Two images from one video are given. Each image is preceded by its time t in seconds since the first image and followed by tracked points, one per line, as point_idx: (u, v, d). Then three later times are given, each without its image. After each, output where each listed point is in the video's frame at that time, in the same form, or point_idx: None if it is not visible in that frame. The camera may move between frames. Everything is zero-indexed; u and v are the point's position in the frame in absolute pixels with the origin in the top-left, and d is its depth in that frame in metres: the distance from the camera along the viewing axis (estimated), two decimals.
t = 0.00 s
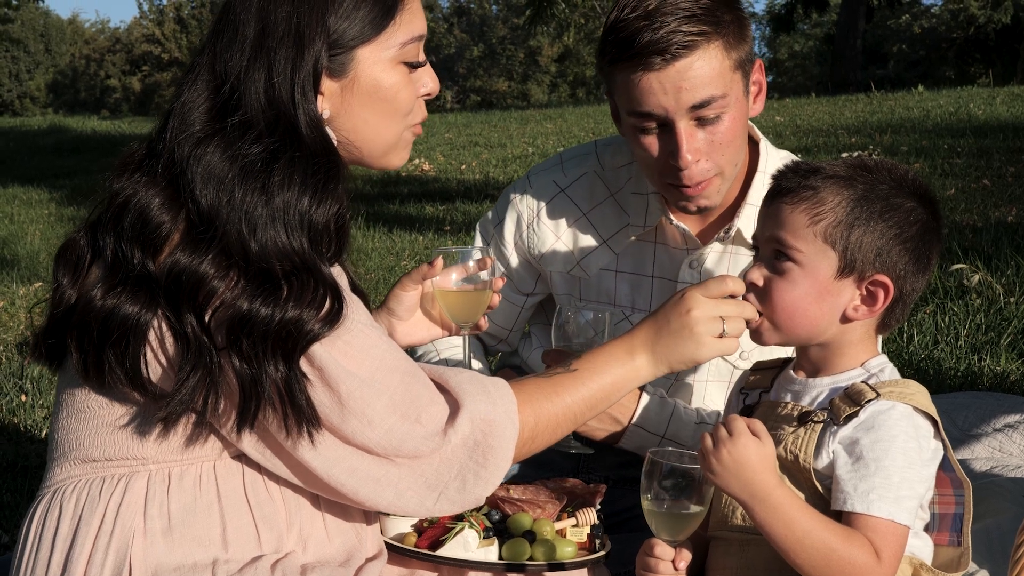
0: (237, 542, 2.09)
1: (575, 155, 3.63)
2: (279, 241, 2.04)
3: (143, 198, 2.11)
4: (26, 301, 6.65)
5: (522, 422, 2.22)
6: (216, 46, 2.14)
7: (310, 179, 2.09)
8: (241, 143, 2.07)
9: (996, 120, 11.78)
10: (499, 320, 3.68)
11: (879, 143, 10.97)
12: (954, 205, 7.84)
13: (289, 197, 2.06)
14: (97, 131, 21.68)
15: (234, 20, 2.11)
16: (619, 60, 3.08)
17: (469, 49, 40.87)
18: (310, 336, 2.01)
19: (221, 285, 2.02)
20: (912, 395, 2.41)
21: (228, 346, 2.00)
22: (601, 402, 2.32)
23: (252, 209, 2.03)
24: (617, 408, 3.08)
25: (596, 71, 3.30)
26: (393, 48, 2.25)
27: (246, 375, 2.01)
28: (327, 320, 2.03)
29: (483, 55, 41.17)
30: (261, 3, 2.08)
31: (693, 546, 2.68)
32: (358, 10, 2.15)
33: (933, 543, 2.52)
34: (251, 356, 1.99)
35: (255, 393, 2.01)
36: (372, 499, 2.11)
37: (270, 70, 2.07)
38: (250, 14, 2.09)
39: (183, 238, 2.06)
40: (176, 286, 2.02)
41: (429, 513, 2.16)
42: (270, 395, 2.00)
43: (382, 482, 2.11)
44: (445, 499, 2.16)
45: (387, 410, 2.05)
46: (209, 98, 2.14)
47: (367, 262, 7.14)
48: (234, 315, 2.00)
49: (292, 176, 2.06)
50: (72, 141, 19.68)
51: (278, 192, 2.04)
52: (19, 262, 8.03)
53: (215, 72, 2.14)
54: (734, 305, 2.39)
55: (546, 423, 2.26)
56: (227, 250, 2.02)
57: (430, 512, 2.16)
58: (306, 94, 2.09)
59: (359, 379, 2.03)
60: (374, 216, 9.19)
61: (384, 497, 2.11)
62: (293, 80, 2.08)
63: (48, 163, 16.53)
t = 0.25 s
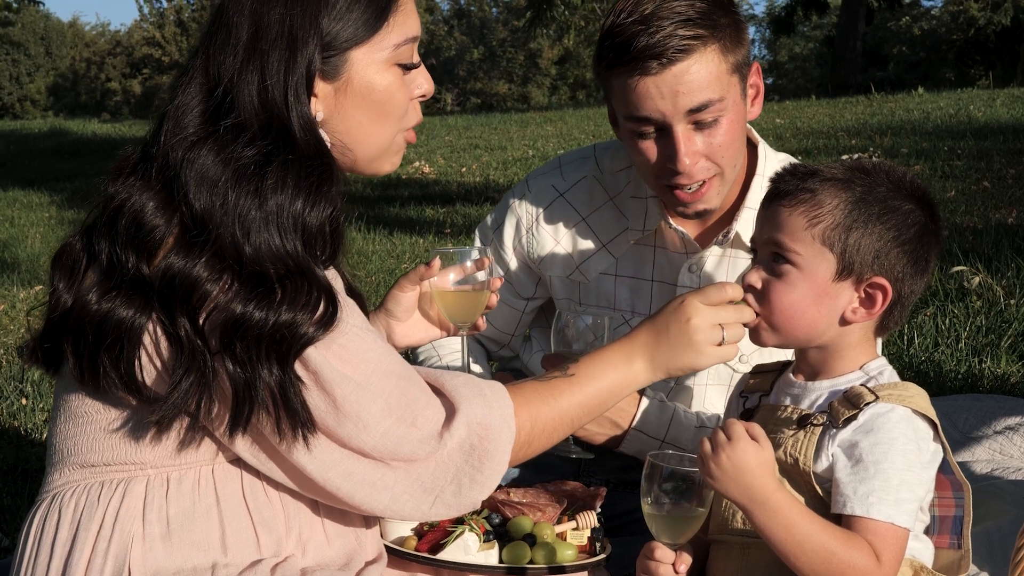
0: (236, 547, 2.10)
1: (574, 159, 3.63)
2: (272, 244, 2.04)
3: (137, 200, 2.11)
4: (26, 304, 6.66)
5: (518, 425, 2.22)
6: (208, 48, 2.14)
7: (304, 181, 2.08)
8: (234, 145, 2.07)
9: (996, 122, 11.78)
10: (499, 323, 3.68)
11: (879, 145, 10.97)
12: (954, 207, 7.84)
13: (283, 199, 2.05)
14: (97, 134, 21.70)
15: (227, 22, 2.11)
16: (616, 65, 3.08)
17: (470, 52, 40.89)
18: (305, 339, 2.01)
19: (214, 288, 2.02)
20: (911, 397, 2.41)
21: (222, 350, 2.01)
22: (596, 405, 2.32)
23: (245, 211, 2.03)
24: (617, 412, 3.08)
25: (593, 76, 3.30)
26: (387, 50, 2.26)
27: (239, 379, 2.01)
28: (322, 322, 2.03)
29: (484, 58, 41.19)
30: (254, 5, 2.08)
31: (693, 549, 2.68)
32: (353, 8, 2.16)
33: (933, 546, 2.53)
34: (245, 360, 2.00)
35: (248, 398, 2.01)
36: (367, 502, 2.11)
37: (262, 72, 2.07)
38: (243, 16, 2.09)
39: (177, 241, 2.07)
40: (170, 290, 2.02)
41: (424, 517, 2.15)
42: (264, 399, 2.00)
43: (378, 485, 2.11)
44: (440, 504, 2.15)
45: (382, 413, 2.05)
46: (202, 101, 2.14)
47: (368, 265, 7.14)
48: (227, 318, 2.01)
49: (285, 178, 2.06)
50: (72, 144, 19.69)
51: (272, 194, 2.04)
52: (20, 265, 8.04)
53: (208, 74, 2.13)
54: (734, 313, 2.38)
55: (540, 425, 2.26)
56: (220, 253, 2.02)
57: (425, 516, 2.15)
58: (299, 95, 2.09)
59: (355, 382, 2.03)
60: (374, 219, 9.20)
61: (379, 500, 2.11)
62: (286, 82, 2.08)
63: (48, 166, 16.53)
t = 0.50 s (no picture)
0: (235, 555, 2.10)
1: (574, 166, 3.64)
2: (263, 251, 2.04)
3: (129, 208, 2.12)
4: (26, 311, 6.66)
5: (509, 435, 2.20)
6: (200, 55, 2.15)
7: (296, 188, 2.08)
8: (226, 152, 2.07)
9: (996, 127, 11.79)
10: (499, 332, 3.68)
11: (879, 150, 10.97)
12: (954, 212, 7.85)
13: (274, 207, 2.06)
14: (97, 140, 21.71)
15: (219, 30, 2.13)
16: (612, 73, 3.10)
17: (469, 58, 40.94)
18: (296, 347, 2.00)
19: (206, 296, 2.02)
20: (909, 404, 2.42)
21: (215, 358, 2.01)
22: (587, 415, 2.30)
23: (235, 217, 2.03)
24: (617, 419, 3.09)
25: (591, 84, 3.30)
26: (379, 56, 2.25)
27: (232, 387, 2.01)
28: (313, 330, 2.02)
29: (483, 63, 41.23)
30: (246, 12, 2.09)
31: (693, 555, 2.68)
32: (346, 13, 2.17)
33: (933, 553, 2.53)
34: (237, 368, 2.00)
35: (241, 406, 2.01)
36: (358, 513, 2.10)
37: (254, 79, 2.08)
38: (235, 24, 2.10)
39: (169, 249, 2.07)
40: (161, 298, 2.03)
41: (415, 529, 2.13)
42: (257, 406, 2.01)
43: (368, 496, 2.10)
44: (431, 516, 2.13)
45: (372, 423, 2.04)
46: (195, 109, 2.14)
47: (367, 270, 7.14)
48: (219, 327, 2.01)
49: (277, 185, 2.06)
50: (72, 150, 19.70)
51: (263, 202, 2.05)
52: (20, 272, 8.04)
53: (200, 81, 2.15)
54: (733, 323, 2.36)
55: (532, 435, 2.24)
56: (212, 260, 2.02)
57: (416, 528, 2.14)
58: (292, 102, 2.10)
59: (345, 391, 2.03)
60: (373, 225, 9.20)
61: (369, 511, 2.10)
62: (278, 89, 2.09)
63: (48, 172, 16.54)
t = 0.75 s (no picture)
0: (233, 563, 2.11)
1: (574, 174, 3.65)
2: (250, 260, 2.03)
3: (120, 216, 2.14)
4: (26, 319, 6.66)
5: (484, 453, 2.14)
6: (191, 63, 2.17)
7: (283, 196, 2.08)
8: (215, 160, 2.08)
9: (994, 134, 11.81)
10: (500, 340, 3.69)
11: (878, 157, 10.99)
12: (953, 219, 7.86)
13: (262, 214, 2.05)
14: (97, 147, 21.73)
15: (210, 38, 2.14)
16: (610, 83, 3.11)
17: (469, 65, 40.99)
18: (282, 358, 1.98)
19: (194, 305, 2.02)
20: (907, 411, 2.42)
21: (202, 367, 2.00)
22: (562, 432, 2.23)
23: (223, 223, 2.03)
24: (617, 425, 3.08)
25: (591, 92, 3.31)
26: (370, 64, 2.26)
27: (219, 397, 1.99)
28: (298, 340, 2.00)
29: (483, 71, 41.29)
30: (237, 20, 2.11)
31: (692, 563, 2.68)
32: (337, 20, 2.18)
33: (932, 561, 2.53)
34: (223, 377, 1.98)
35: (229, 417, 1.99)
36: (334, 533, 2.07)
37: (245, 87, 2.10)
38: (226, 31, 2.12)
39: (158, 258, 2.07)
40: (150, 307, 2.03)
41: (389, 553, 2.10)
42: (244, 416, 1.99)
43: (344, 517, 2.06)
44: (406, 540, 2.10)
45: (351, 443, 2.00)
46: (185, 115, 2.16)
47: (366, 278, 7.14)
48: (206, 336, 2.00)
49: (265, 193, 2.06)
50: (72, 158, 19.71)
51: (251, 210, 2.05)
52: (19, 280, 8.04)
53: (191, 89, 2.16)
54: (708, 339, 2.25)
55: (506, 453, 2.17)
56: (200, 269, 2.02)
57: (391, 552, 2.10)
58: (282, 110, 2.11)
59: (325, 409, 1.99)
60: (373, 233, 9.21)
61: (345, 533, 2.06)
62: (269, 96, 2.10)
63: (48, 180, 16.56)
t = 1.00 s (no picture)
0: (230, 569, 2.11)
1: (573, 179, 3.66)
2: (232, 265, 2.03)
3: (110, 220, 2.14)
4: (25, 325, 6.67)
5: (441, 475, 2.11)
6: (181, 67, 2.19)
7: (268, 201, 2.09)
8: (203, 164, 2.09)
9: (993, 139, 11.82)
10: (499, 345, 3.69)
11: (877, 163, 11.00)
12: (952, 224, 7.87)
13: (246, 219, 2.06)
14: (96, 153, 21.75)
15: (200, 42, 2.17)
16: (609, 87, 3.12)
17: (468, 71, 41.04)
18: (260, 366, 1.96)
19: (178, 310, 2.00)
20: (906, 416, 2.42)
21: (182, 372, 1.98)
22: (516, 450, 2.21)
23: (207, 222, 2.04)
24: (616, 429, 3.10)
25: (590, 97, 3.32)
26: (361, 69, 2.28)
27: (197, 402, 1.97)
28: (276, 348, 1.99)
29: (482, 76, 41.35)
30: (227, 24, 2.13)
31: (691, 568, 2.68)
32: (328, 26, 2.19)
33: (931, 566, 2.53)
34: (203, 381, 1.96)
35: (206, 423, 1.96)
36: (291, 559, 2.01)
37: (233, 92, 2.12)
38: (216, 35, 2.14)
39: (144, 263, 2.07)
40: (135, 311, 2.02)
41: None
42: (222, 422, 1.95)
43: (302, 542, 2.01)
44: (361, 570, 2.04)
45: (318, 465, 1.97)
46: (174, 118, 2.18)
47: (366, 284, 7.14)
48: (186, 342, 1.98)
49: (250, 199, 2.07)
50: (72, 164, 19.72)
51: (235, 215, 2.05)
52: (19, 286, 8.05)
53: (181, 93, 2.18)
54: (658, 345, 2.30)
55: (463, 476, 2.14)
56: (185, 274, 2.02)
57: None
58: (270, 114, 2.12)
59: (294, 429, 1.95)
60: (372, 239, 9.22)
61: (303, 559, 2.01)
62: (257, 101, 2.12)
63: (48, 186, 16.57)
